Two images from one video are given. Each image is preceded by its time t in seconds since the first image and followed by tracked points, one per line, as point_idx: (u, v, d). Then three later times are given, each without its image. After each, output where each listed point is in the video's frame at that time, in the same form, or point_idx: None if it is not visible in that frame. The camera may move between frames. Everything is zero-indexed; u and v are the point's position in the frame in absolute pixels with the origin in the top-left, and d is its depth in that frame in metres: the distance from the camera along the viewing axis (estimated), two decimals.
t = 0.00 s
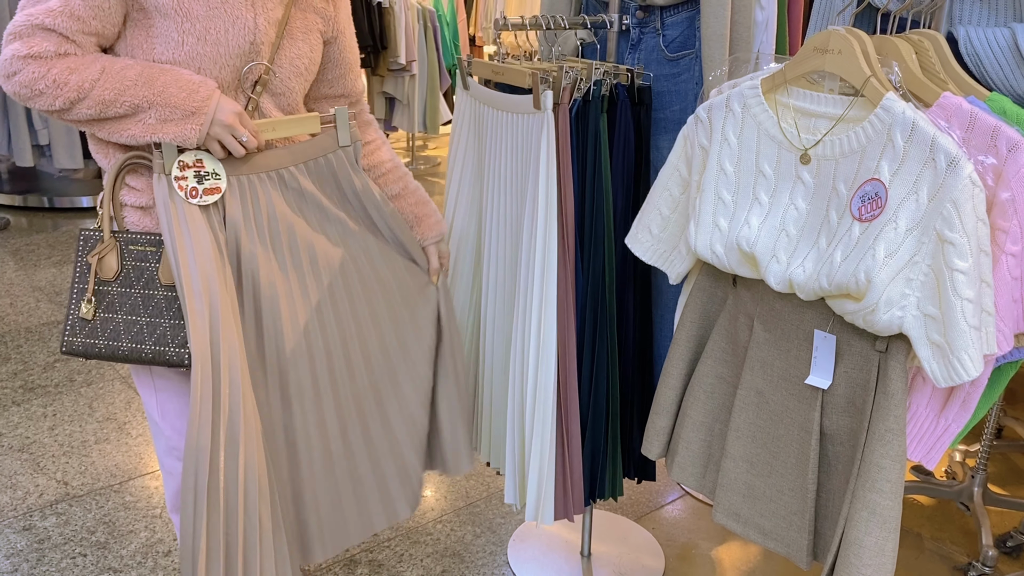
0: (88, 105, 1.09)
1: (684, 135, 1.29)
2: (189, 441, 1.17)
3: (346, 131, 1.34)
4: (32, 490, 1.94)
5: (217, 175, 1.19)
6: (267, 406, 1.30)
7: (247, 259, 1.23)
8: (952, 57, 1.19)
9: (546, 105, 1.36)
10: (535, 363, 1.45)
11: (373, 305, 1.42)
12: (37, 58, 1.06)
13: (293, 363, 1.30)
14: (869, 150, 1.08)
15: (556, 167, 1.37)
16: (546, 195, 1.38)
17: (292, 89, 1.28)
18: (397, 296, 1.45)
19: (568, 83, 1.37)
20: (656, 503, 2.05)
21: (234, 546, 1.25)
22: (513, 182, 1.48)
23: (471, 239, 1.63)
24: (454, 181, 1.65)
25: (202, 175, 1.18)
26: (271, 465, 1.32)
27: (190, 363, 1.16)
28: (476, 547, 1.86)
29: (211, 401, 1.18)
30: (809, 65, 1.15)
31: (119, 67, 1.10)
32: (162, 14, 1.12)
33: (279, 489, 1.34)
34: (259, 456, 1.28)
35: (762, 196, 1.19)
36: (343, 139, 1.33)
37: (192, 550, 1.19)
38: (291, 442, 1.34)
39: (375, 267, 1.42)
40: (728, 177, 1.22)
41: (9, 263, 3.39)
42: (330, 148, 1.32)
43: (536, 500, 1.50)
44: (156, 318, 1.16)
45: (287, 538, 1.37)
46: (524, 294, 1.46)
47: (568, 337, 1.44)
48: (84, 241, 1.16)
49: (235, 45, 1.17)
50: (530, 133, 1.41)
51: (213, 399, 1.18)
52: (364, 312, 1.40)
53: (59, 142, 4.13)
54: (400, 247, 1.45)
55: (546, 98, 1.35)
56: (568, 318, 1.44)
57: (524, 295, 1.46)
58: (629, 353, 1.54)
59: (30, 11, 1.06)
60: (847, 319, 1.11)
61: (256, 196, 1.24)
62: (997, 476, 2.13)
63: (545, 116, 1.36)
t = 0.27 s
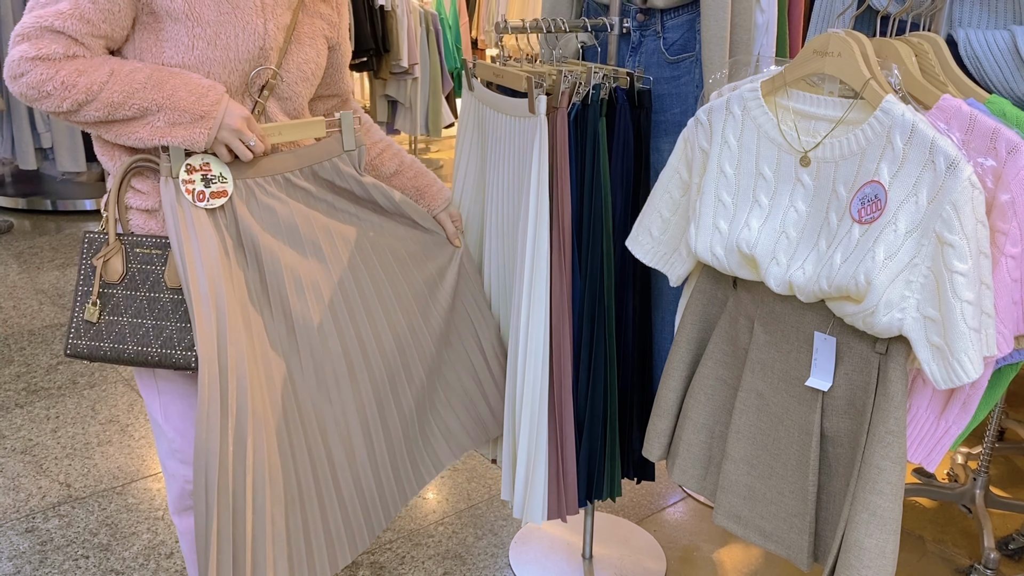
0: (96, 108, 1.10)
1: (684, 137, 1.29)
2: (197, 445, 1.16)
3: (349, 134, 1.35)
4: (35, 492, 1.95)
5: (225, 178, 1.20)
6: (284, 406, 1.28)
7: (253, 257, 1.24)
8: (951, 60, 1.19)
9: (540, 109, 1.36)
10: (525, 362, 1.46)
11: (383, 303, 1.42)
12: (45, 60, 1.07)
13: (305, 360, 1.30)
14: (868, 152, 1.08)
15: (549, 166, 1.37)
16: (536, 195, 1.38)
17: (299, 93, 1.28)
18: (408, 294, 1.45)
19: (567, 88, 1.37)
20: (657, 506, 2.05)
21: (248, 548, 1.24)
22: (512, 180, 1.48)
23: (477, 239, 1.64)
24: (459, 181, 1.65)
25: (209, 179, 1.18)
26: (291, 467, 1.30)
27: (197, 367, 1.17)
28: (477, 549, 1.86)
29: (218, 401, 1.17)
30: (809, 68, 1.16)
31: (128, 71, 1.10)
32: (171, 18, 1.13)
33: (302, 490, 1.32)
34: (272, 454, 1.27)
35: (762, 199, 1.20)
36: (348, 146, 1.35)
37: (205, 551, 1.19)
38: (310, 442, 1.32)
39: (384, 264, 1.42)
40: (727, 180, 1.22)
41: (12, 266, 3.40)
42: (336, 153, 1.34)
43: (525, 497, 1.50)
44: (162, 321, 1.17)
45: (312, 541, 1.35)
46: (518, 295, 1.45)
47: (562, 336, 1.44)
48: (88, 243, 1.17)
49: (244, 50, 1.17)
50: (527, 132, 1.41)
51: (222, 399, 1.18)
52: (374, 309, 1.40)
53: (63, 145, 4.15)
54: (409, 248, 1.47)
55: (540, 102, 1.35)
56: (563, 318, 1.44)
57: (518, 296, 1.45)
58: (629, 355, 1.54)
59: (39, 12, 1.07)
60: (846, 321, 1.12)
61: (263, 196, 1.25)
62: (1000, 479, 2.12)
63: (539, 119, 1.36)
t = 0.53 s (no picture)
0: (104, 110, 1.10)
1: (686, 138, 1.29)
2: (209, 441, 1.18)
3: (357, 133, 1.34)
4: (38, 493, 1.95)
5: (233, 180, 1.20)
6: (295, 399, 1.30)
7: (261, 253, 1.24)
8: (954, 60, 1.19)
9: (545, 110, 1.36)
10: (525, 362, 1.47)
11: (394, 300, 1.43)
12: (52, 63, 1.06)
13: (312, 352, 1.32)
14: (870, 153, 1.08)
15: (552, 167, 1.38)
16: (540, 196, 1.38)
17: (304, 94, 1.28)
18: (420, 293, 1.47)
19: (569, 88, 1.38)
20: (660, 507, 2.05)
21: (263, 543, 1.26)
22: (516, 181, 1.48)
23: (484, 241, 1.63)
24: (464, 183, 1.64)
25: (218, 180, 1.19)
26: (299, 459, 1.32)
27: (206, 367, 1.17)
28: (480, 549, 1.86)
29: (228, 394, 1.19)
30: (811, 69, 1.16)
31: (136, 73, 1.11)
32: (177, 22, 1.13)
33: (315, 485, 1.34)
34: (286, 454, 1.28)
35: (764, 199, 1.20)
36: (353, 144, 1.35)
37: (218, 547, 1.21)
38: (322, 437, 1.34)
39: (390, 261, 1.43)
40: (730, 180, 1.22)
41: (16, 267, 3.41)
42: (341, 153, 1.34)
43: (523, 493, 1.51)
44: (169, 322, 1.17)
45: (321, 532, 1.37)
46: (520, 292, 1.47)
47: (564, 336, 1.44)
48: (95, 245, 1.17)
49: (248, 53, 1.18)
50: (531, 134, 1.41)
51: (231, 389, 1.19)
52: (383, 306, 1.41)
53: (67, 146, 4.16)
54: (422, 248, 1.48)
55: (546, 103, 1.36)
56: (563, 317, 1.45)
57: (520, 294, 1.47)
58: (630, 357, 1.54)
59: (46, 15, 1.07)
60: (849, 321, 1.12)
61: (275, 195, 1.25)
62: (1003, 480, 2.12)
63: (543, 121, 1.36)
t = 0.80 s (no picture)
0: (120, 119, 1.10)
1: (690, 138, 1.29)
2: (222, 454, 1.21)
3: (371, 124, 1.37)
4: (43, 493, 1.96)
5: (257, 177, 1.21)
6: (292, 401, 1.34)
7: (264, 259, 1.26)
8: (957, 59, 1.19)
9: (546, 109, 1.37)
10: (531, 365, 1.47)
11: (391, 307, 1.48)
12: (65, 73, 1.07)
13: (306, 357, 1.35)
14: (873, 152, 1.08)
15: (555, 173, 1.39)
16: (543, 203, 1.39)
17: (309, 93, 1.29)
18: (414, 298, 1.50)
19: (571, 88, 1.38)
20: (663, 506, 2.05)
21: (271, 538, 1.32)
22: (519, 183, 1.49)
23: (484, 242, 1.63)
24: (465, 182, 1.64)
25: (243, 179, 1.20)
26: (295, 458, 1.37)
27: (215, 363, 1.17)
28: (484, 549, 1.87)
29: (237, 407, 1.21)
30: (814, 68, 1.16)
31: (149, 80, 1.10)
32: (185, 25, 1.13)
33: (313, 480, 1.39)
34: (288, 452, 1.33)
35: (768, 198, 1.20)
36: (367, 136, 1.37)
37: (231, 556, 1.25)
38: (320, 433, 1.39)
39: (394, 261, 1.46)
40: (733, 180, 1.23)
41: (19, 268, 3.41)
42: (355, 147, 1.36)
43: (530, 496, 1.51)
44: (178, 321, 1.17)
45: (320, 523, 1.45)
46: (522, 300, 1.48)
47: (567, 337, 1.45)
48: (100, 246, 1.16)
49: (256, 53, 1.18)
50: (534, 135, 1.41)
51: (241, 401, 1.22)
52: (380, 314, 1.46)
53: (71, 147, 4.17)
54: (424, 254, 1.49)
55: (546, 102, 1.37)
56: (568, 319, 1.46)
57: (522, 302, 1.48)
58: (634, 356, 1.55)
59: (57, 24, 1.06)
60: (852, 321, 1.12)
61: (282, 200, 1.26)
62: (1006, 479, 2.12)
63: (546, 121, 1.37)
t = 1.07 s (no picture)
0: (166, 137, 1.05)
1: (693, 138, 1.29)
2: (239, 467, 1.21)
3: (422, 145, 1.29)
4: (46, 494, 1.96)
5: (295, 185, 1.15)
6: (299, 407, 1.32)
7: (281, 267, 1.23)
8: (960, 59, 1.19)
9: (551, 109, 1.35)
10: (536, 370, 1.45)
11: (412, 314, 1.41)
12: (102, 92, 1.02)
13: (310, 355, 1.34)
14: (877, 153, 1.08)
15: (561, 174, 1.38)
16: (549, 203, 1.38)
17: (313, 87, 1.25)
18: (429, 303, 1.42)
19: (575, 88, 1.37)
20: (666, 507, 2.05)
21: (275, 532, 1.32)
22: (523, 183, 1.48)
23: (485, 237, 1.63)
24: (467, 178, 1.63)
25: (280, 185, 1.14)
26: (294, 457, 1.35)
27: (238, 358, 1.18)
28: (487, 549, 1.87)
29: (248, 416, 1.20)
30: (817, 69, 1.16)
31: (190, 94, 1.05)
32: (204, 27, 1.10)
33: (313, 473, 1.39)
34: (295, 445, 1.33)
35: (771, 199, 1.20)
36: (413, 155, 1.28)
37: (244, 563, 1.26)
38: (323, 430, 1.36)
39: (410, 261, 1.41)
40: (736, 180, 1.22)
41: (22, 269, 3.42)
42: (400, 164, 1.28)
43: (540, 501, 1.50)
44: (193, 319, 1.16)
45: (327, 515, 1.47)
46: (529, 304, 1.47)
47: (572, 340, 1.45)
48: (108, 251, 1.15)
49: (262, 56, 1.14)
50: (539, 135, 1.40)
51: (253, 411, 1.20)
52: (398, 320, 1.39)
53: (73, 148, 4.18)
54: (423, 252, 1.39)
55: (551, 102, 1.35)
56: (574, 322, 1.45)
57: (530, 306, 1.47)
58: (639, 358, 1.55)
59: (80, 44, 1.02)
60: (856, 321, 1.12)
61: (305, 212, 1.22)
62: (1010, 479, 2.12)
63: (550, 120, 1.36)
